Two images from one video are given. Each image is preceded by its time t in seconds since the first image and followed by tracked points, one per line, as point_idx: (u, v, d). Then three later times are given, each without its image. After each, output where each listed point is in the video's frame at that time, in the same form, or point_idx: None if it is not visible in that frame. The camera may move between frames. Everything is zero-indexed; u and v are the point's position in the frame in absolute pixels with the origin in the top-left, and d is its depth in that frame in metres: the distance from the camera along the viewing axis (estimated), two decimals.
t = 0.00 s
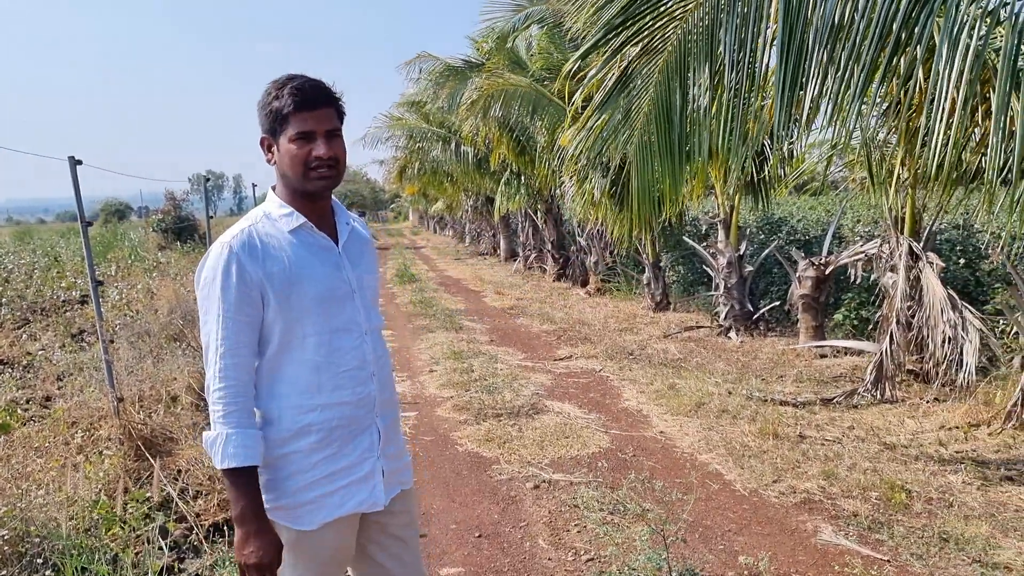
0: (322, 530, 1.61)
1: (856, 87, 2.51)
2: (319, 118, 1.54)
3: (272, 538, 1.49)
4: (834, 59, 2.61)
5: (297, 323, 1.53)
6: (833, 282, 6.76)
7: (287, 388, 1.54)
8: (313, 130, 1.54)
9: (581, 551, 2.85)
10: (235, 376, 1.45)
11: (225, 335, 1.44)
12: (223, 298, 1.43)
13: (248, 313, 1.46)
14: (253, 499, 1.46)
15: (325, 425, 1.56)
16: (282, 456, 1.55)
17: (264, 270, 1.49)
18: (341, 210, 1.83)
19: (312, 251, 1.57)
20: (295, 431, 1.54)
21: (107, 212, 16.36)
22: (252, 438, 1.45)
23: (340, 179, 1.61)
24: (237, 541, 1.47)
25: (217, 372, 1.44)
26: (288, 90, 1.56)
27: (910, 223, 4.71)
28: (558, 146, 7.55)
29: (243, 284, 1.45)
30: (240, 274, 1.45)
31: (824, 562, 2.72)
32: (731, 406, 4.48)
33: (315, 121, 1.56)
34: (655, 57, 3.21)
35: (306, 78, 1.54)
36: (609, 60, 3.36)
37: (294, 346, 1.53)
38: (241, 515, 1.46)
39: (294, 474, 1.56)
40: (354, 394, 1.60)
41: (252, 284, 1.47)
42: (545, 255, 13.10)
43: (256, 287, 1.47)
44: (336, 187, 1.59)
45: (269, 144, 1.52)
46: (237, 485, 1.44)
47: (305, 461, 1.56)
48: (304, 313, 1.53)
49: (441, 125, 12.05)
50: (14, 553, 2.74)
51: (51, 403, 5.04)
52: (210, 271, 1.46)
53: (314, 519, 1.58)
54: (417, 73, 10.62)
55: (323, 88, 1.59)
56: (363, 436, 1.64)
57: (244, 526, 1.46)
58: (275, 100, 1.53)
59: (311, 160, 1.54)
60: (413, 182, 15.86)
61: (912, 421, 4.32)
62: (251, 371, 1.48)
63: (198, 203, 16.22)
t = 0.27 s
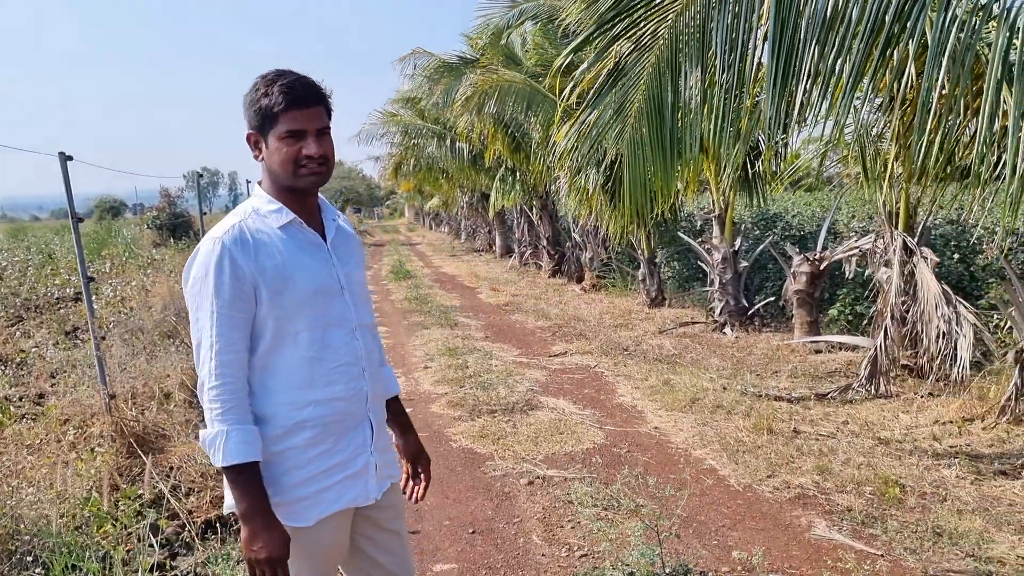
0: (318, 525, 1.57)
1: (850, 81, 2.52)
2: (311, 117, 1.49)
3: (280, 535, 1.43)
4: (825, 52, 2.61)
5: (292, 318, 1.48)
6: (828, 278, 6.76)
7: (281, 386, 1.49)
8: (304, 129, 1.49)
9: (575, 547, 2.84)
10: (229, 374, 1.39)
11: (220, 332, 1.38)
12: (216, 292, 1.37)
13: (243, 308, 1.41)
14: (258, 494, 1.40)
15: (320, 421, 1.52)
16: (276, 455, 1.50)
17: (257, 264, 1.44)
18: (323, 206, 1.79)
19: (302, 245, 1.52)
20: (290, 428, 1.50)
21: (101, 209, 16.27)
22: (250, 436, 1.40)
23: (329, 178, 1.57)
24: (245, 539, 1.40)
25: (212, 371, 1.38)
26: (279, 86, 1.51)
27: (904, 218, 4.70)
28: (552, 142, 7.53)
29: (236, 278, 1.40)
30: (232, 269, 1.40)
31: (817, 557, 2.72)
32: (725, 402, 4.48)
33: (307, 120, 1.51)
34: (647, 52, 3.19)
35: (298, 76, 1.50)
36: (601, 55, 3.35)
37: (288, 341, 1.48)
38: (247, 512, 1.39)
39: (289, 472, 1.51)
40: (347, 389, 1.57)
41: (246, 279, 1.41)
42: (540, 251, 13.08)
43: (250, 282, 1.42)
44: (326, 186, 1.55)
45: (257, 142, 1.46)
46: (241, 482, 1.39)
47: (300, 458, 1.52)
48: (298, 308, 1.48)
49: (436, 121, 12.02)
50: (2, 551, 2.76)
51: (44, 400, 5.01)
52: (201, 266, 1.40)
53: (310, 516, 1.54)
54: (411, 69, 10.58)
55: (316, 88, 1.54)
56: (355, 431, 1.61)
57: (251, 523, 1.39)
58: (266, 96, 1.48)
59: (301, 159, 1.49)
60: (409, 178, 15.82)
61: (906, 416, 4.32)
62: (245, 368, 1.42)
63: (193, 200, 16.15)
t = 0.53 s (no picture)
0: (306, 525, 1.55)
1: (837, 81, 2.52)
2: (292, 113, 1.46)
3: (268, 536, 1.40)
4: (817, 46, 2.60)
5: (277, 317, 1.45)
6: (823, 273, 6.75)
7: (267, 385, 1.46)
8: (285, 125, 1.47)
9: (566, 545, 2.83)
10: (215, 375, 1.36)
11: (204, 332, 1.35)
12: (200, 291, 1.34)
13: (227, 307, 1.38)
14: (245, 497, 1.38)
15: (308, 420, 1.50)
16: (263, 456, 1.47)
17: (242, 263, 1.41)
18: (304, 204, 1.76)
19: (287, 242, 1.49)
20: (277, 427, 1.47)
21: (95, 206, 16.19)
22: (237, 437, 1.37)
23: (311, 176, 1.54)
24: (232, 542, 1.37)
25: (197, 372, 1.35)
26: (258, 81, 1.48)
27: (898, 213, 4.69)
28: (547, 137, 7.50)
29: (221, 276, 1.37)
30: (217, 267, 1.37)
31: (809, 555, 2.71)
32: (719, 398, 4.47)
33: (288, 116, 1.48)
34: (637, 49, 3.17)
35: (278, 71, 1.47)
36: (590, 51, 3.33)
37: (274, 340, 1.46)
38: (234, 515, 1.37)
39: (278, 472, 1.49)
40: (334, 387, 1.55)
41: (230, 278, 1.38)
42: (536, 247, 13.06)
43: (234, 280, 1.39)
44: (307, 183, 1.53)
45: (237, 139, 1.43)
46: (226, 486, 1.36)
47: (289, 458, 1.49)
48: (284, 306, 1.45)
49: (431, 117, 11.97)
50: None
51: (35, 398, 4.98)
52: (184, 265, 1.37)
53: (298, 516, 1.52)
54: (405, 64, 10.52)
55: (296, 82, 1.52)
56: (343, 429, 1.59)
57: (238, 527, 1.36)
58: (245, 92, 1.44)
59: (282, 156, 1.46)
60: (404, 174, 15.77)
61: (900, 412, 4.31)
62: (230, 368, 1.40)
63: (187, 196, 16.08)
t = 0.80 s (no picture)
0: (286, 533, 1.52)
1: (832, 75, 2.59)
2: (267, 110, 1.47)
3: (245, 545, 1.37)
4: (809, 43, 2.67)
5: (256, 320, 1.44)
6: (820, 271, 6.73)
7: (246, 390, 1.44)
8: (261, 123, 1.47)
9: (557, 547, 2.81)
10: (192, 380, 1.34)
11: (182, 336, 1.33)
12: (178, 294, 1.33)
13: (205, 310, 1.36)
14: (223, 504, 1.35)
15: (289, 426, 1.48)
16: (242, 462, 1.45)
17: (219, 265, 1.39)
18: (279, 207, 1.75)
19: (264, 245, 1.48)
20: (257, 433, 1.45)
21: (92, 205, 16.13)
22: (216, 443, 1.35)
23: (287, 174, 1.55)
24: (209, 552, 1.34)
25: (174, 376, 1.33)
26: (233, 79, 1.49)
27: (895, 211, 4.66)
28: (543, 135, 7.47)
29: (198, 279, 1.35)
30: (194, 269, 1.35)
31: (803, 557, 2.69)
32: (715, 397, 4.44)
33: (263, 113, 1.49)
34: (627, 46, 3.18)
35: (253, 69, 1.47)
36: (579, 49, 3.33)
37: (253, 343, 1.44)
38: (212, 522, 1.34)
39: (257, 479, 1.46)
40: (314, 391, 1.53)
41: (208, 280, 1.37)
42: (533, 245, 13.03)
43: (212, 283, 1.38)
44: (283, 183, 1.53)
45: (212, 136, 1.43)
46: (203, 493, 1.34)
47: (269, 464, 1.47)
48: (263, 309, 1.44)
49: (428, 115, 11.94)
50: None
51: (27, 400, 4.94)
52: (160, 267, 1.35)
53: (280, 524, 1.50)
54: (402, 63, 10.49)
55: (271, 81, 1.52)
56: (324, 434, 1.57)
57: (216, 534, 1.34)
58: (220, 90, 1.44)
59: (259, 154, 1.47)
60: (402, 172, 15.74)
61: (897, 411, 4.29)
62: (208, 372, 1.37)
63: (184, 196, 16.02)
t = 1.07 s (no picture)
0: (266, 543, 1.53)
1: (821, 75, 2.59)
2: (245, 117, 1.48)
3: (218, 558, 1.36)
4: (798, 47, 2.69)
5: (231, 328, 1.44)
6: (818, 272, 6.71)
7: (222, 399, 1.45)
8: (239, 130, 1.48)
9: (548, 554, 2.79)
10: (166, 389, 1.34)
11: (154, 346, 1.33)
12: (150, 304, 1.33)
13: (178, 319, 1.36)
14: (195, 517, 1.34)
15: (266, 434, 1.49)
16: (219, 472, 1.46)
17: (193, 273, 1.40)
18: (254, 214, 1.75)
19: (240, 253, 1.49)
20: (233, 442, 1.45)
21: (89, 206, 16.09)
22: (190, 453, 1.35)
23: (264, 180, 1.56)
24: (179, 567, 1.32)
25: (146, 387, 1.32)
26: (211, 84, 1.49)
27: (891, 213, 4.64)
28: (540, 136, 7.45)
29: (171, 288, 1.35)
30: (167, 278, 1.35)
31: (795, 564, 2.66)
32: (710, 400, 4.42)
33: (240, 119, 1.50)
34: (615, 50, 3.18)
35: (231, 75, 1.48)
36: (569, 49, 3.32)
37: (228, 352, 1.45)
38: (183, 537, 1.32)
39: (234, 488, 1.47)
40: (293, 400, 1.54)
41: (182, 289, 1.37)
42: (531, 246, 13.01)
43: (186, 291, 1.38)
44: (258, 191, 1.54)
45: (189, 142, 1.44)
46: (174, 506, 1.32)
47: (246, 473, 1.47)
48: (238, 318, 1.45)
49: (426, 116, 11.92)
50: None
51: (18, 404, 4.91)
52: (132, 277, 1.35)
53: (259, 534, 1.50)
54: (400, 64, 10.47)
55: (250, 86, 1.53)
56: (303, 442, 1.58)
57: (188, 549, 1.32)
58: (197, 95, 1.45)
59: (236, 161, 1.48)
60: (400, 173, 15.72)
61: (892, 414, 4.27)
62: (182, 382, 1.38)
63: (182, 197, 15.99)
